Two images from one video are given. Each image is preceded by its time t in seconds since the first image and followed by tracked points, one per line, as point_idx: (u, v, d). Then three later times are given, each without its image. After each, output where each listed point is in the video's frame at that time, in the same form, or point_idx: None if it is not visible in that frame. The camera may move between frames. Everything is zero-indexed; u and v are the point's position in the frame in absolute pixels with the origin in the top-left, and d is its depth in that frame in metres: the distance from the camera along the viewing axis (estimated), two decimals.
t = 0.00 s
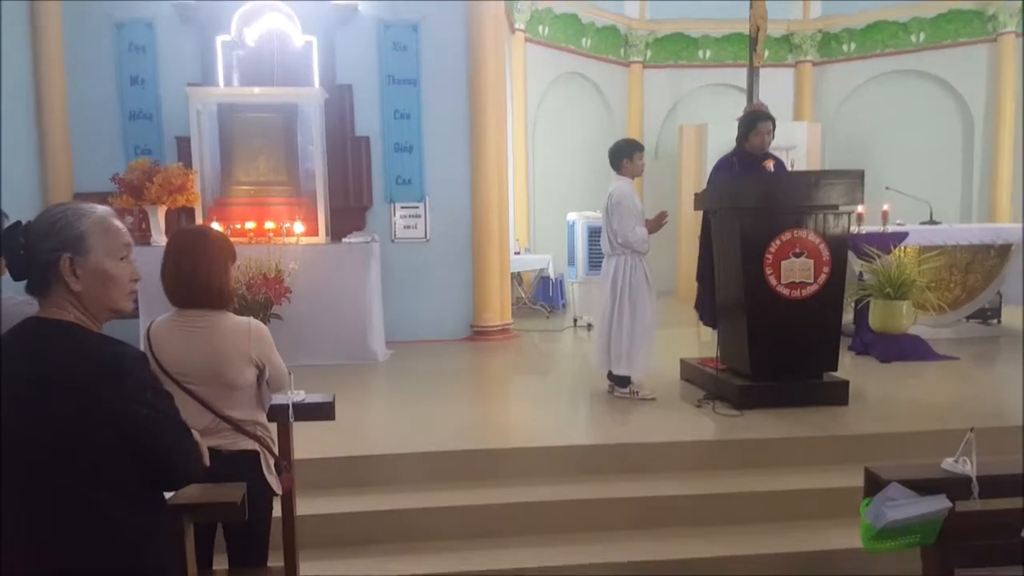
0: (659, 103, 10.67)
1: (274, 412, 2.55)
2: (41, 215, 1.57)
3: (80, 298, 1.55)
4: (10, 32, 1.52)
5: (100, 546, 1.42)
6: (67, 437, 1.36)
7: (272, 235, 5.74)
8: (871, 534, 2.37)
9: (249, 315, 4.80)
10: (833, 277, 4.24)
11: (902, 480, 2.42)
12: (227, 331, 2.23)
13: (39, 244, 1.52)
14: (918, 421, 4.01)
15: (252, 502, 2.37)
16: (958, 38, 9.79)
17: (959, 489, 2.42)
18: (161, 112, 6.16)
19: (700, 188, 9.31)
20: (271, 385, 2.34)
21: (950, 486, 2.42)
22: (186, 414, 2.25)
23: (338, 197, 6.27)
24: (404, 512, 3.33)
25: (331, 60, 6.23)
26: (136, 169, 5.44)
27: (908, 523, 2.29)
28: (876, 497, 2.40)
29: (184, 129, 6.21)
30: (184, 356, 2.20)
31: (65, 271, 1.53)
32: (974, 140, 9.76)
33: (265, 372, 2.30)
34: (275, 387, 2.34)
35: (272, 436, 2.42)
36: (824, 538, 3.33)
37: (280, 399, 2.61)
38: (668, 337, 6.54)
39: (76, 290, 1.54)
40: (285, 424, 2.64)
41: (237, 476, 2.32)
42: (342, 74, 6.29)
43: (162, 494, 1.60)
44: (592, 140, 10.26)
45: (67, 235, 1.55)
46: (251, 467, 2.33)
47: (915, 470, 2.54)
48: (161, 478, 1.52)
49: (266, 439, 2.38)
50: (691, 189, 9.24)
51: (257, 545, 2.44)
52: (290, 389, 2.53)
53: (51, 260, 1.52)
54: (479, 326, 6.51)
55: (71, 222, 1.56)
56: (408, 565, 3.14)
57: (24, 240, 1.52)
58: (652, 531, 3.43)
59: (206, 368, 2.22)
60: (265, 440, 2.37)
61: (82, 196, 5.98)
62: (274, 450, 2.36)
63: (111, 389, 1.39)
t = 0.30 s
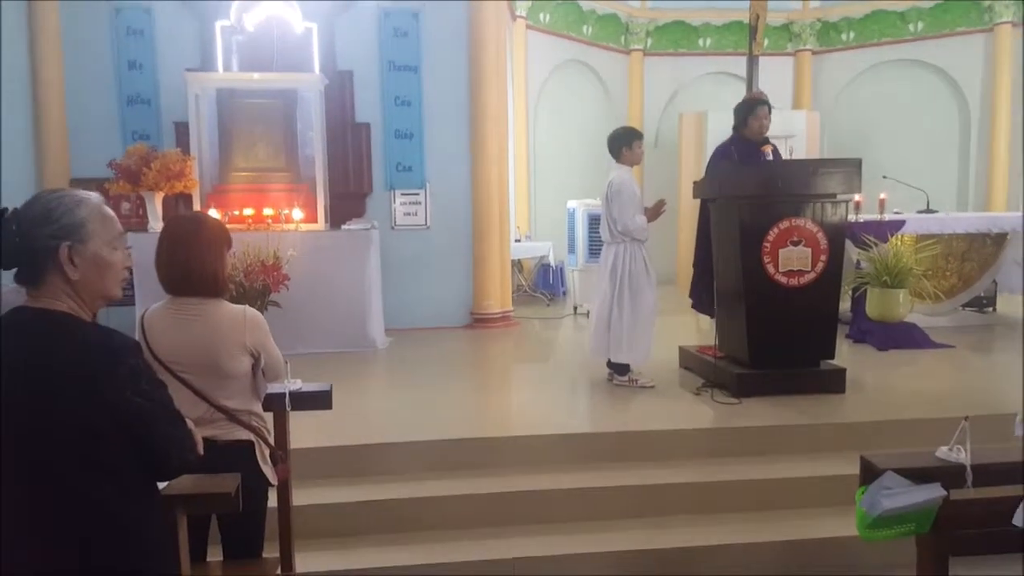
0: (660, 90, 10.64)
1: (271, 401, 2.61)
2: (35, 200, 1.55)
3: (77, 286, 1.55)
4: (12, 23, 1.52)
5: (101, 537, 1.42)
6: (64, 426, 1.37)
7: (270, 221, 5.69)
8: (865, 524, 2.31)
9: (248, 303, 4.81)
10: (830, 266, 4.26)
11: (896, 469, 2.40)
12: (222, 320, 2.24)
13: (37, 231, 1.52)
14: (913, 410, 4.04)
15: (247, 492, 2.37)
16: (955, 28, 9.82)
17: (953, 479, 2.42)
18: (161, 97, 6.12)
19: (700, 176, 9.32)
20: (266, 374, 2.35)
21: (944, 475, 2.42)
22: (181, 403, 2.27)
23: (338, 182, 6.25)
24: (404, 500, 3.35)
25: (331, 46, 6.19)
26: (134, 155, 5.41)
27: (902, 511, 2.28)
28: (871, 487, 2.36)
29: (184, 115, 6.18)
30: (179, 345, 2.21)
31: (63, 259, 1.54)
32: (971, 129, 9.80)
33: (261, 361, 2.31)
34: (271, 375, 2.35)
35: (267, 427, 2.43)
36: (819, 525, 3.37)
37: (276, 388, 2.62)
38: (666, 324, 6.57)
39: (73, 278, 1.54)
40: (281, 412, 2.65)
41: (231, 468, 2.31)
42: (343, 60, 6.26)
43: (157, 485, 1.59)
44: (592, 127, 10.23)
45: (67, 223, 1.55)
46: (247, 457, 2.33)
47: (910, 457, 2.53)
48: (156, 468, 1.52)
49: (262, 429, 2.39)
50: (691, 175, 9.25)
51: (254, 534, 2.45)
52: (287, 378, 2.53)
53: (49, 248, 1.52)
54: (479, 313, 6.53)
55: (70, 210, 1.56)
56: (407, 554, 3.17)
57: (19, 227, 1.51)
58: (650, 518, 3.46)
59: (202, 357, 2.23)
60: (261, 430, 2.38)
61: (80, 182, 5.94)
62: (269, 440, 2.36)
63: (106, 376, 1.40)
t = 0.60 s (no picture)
0: (649, 92, 10.68)
1: (256, 407, 2.61)
2: (22, 205, 1.53)
3: (66, 294, 1.55)
4: None
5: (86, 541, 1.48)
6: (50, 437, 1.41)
7: (258, 224, 5.74)
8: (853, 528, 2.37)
9: (236, 307, 4.81)
10: (817, 268, 4.30)
11: (882, 473, 2.41)
12: (208, 327, 2.24)
13: (30, 240, 1.50)
14: (900, 412, 4.08)
15: (232, 498, 2.38)
16: (938, 32, 9.94)
17: (940, 484, 2.43)
18: (149, 100, 6.09)
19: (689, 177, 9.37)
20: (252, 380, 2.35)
21: (930, 480, 2.42)
22: (166, 410, 2.27)
23: (327, 185, 6.24)
24: (393, 507, 3.35)
25: (321, 49, 6.19)
26: (121, 158, 5.39)
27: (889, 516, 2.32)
28: (859, 491, 2.38)
29: (172, 117, 6.15)
30: (163, 352, 2.21)
31: (55, 268, 1.53)
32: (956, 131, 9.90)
33: (246, 368, 2.31)
34: (256, 382, 2.35)
35: (253, 434, 2.43)
36: (806, 529, 3.40)
37: (262, 394, 2.62)
38: (656, 326, 6.60)
39: (64, 287, 1.54)
40: (267, 418, 2.66)
41: (216, 475, 2.32)
42: (331, 63, 6.25)
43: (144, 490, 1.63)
44: (581, 129, 10.24)
45: (59, 232, 1.54)
46: (232, 463, 2.34)
47: (893, 462, 2.54)
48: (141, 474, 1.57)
49: (247, 436, 2.39)
50: (679, 175, 9.30)
51: (240, 542, 2.46)
52: (273, 384, 2.54)
53: (42, 256, 1.51)
54: (469, 316, 6.53)
55: (60, 219, 1.55)
56: (397, 561, 3.17)
57: (13, 235, 1.48)
58: (639, 523, 3.48)
59: (186, 365, 2.22)
60: (247, 437, 2.38)
61: (67, 186, 5.90)
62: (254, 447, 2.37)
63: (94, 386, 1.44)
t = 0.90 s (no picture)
0: (634, 108, 10.75)
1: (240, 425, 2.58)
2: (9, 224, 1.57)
3: (51, 312, 1.57)
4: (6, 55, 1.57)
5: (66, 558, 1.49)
6: (31, 452, 1.44)
7: (243, 239, 5.71)
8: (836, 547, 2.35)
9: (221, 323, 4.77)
10: (800, 285, 4.33)
11: (864, 491, 2.43)
12: (191, 344, 2.23)
13: (16, 258, 1.53)
14: (883, 428, 4.11)
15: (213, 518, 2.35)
16: (919, 51, 10.09)
17: (922, 502, 2.44)
18: (134, 113, 6.07)
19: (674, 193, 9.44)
20: (235, 398, 2.34)
21: (914, 498, 2.44)
22: (148, 429, 2.24)
23: (313, 200, 6.23)
24: (379, 524, 3.33)
25: (308, 65, 6.19)
26: (105, 172, 5.36)
27: (872, 534, 2.31)
28: (841, 510, 2.39)
29: (157, 131, 6.12)
30: (146, 369, 2.19)
31: (39, 285, 1.55)
32: (937, 149, 10.04)
33: (229, 385, 2.30)
34: (240, 399, 2.33)
35: (236, 452, 2.41)
36: (791, 546, 3.41)
37: (245, 412, 2.61)
38: (643, 342, 6.62)
39: (48, 305, 1.56)
40: (250, 436, 2.64)
41: (199, 493, 2.30)
42: (318, 78, 6.26)
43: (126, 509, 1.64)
44: (567, 145, 10.29)
45: (44, 250, 1.57)
46: (214, 482, 2.32)
47: (877, 479, 2.56)
48: (124, 493, 1.57)
49: (230, 454, 2.37)
50: (665, 191, 9.39)
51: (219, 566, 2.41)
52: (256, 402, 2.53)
53: (26, 274, 1.54)
54: (456, 331, 6.52)
55: (45, 237, 1.58)
56: None
57: None
58: (625, 540, 3.48)
59: (169, 382, 2.21)
60: (229, 455, 2.36)
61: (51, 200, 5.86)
62: (237, 465, 2.35)
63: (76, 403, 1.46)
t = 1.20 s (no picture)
0: (620, 117, 10.80)
1: (229, 435, 2.59)
2: None
3: (38, 323, 1.60)
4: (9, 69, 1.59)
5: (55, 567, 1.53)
6: (20, 464, 1.47)
7: (229, 249, 5.66)
8: (822, 550, 2.35)
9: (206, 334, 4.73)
10: (786, 292, 4.34)
11: (850, 493, 2.43)
12: (178, 354, 2.21)
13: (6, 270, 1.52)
14: (870, 432, 4.12)
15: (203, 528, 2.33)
16: (902, 59, 10.17)
17: (908, 504, 2.42)
18: (116, 123, 6.04)
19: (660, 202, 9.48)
20: (223, 408, 2.32)
21: (900, 501, 2.42)
22: (136, 439, 2.22)
23: (299, 210, 6.22)
24: (366, 533, 3.30)
25: (291, 73, 6.18)
26: (88, 183, 5.33)
27: (858, 536, 2.31)
28: (827, 513, 2.39)
29: (140, 141, 6.10)
30: (133, 380, 2.17)
31: (27, 296, 1.57)
32: (921, 156, 10.13)
33: (217, 395, 2.28)
34: (227, 410, 2.31)
35: (224, 462, 2.39)
36: (781, 550, 3.40)
37: (232, 422, 2.59)
38: (630, 350, 6.62)
39: (34, 315, 1.58)
40: (237, 446, 2.62)
41: (187, 503, 2.27)
42: (302, 87, 6.25)
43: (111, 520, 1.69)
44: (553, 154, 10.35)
45: (30, 261, 1.57)
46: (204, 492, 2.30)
47: (863, 482, 2.56)
48: (113, 500, 1.62)
49: (218, 465, 2.35)
50: (651, 199, 9.43)
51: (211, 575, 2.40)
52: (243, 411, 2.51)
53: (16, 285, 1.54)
54: (443, 340, 6.51)
55: (28, 248, 1.58)
56: None
57: None
58: (615, 546, 3.46)
59: (156, 392, 2.18)
60: (217, 465, 2.34)
61: (33, 212, 5.81)
62: (226, 475, 2.33)
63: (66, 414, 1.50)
